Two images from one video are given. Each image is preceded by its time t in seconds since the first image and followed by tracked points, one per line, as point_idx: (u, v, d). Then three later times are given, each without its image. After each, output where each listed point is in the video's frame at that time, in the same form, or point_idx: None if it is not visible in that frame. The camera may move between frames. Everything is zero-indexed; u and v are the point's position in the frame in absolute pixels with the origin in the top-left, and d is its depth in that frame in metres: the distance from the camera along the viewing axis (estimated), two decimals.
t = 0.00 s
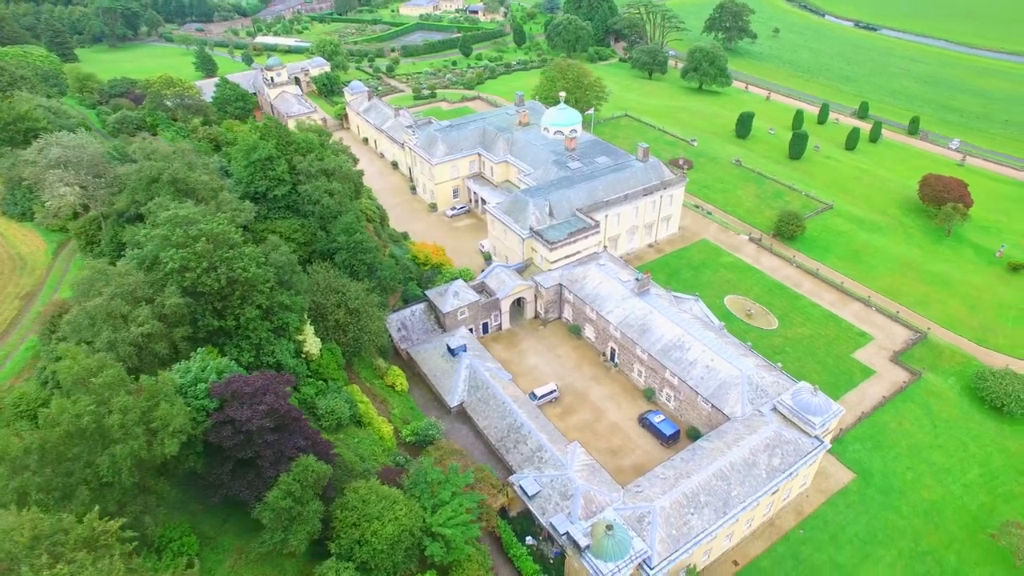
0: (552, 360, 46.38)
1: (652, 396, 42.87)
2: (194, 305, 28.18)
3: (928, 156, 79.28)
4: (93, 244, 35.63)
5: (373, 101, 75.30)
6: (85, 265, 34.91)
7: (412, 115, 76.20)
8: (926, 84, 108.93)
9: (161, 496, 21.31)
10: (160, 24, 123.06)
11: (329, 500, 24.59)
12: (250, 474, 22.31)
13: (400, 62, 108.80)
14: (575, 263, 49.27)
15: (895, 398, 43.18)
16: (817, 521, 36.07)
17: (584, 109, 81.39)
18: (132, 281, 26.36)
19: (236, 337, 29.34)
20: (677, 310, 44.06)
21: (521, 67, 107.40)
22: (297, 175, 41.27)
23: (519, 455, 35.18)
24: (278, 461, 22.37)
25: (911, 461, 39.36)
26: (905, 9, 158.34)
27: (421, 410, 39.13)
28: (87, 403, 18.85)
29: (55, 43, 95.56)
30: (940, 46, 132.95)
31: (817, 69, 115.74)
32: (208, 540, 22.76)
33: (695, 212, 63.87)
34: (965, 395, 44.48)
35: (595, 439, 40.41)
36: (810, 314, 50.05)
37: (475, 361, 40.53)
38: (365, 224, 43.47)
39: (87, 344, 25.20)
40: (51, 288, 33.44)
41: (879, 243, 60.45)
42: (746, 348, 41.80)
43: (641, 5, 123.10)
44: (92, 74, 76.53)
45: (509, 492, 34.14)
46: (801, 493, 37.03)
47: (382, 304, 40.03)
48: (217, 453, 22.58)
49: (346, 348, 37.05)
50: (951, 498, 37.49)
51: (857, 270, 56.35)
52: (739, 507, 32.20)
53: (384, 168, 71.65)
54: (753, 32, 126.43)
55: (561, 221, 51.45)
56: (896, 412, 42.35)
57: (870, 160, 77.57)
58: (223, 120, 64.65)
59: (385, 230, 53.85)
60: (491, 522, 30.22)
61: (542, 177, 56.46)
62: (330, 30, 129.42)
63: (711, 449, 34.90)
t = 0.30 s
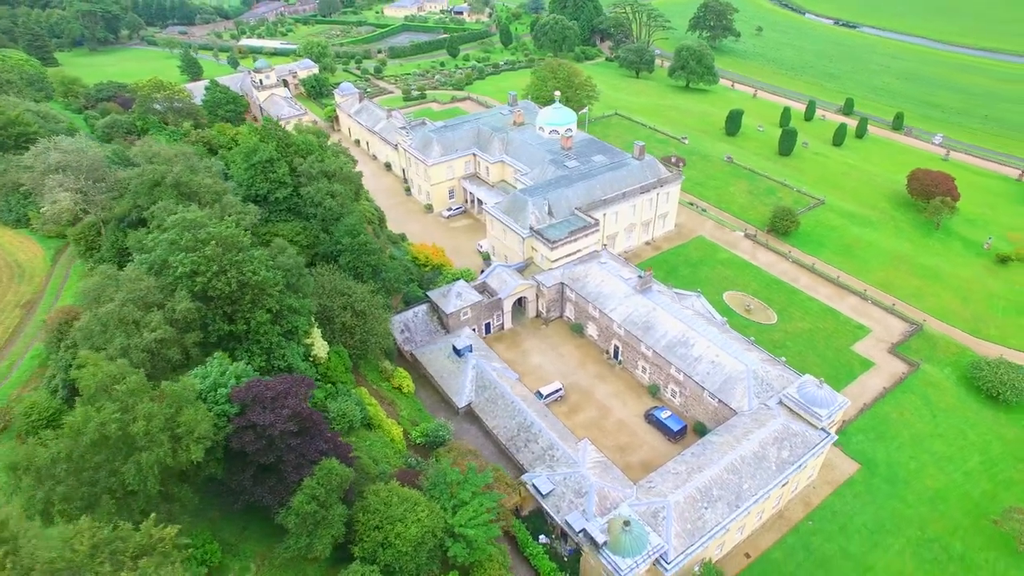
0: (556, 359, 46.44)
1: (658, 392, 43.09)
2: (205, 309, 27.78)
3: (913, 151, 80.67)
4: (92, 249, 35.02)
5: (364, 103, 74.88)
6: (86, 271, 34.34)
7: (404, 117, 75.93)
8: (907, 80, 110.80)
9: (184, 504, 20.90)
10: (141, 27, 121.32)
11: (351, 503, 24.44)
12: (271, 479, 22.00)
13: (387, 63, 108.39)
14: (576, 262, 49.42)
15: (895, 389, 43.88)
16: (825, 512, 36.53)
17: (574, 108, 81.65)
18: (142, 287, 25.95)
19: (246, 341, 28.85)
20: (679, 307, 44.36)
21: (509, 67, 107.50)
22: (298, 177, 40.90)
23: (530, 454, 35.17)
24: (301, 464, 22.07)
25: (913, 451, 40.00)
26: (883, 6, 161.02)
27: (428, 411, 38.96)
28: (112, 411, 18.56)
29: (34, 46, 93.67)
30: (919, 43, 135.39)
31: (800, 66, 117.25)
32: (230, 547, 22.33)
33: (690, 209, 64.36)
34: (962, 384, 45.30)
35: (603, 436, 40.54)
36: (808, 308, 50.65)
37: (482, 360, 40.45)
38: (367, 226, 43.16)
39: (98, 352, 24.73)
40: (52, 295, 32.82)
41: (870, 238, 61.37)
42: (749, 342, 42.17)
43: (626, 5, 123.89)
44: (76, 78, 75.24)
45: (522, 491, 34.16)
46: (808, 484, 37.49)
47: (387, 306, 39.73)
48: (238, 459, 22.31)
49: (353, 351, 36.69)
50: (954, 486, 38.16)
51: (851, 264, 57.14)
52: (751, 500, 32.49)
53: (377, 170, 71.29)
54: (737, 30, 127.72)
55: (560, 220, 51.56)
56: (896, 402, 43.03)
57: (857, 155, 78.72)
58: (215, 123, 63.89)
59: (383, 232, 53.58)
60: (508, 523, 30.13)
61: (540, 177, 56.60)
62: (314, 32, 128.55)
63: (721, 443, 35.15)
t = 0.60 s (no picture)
0: (561, 358, 46.51)
1: (663, 388, 43.35)
2: (217, 314, 27.47)
3: (900, 147, 81.88)
4: (94, 255, 34.54)
5: (357, 105, 74.44)
6: (89, 278, 33.85)
7: (397, 118, 75.64)
8: (891, 77, 112.47)
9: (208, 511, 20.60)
10: (124, 30, 119.56)
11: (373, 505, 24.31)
12: (296, 483, 21.75)
13: (376, 65, 107.92)
14: (577, 261, 49.53)
15: (895, 381, 44.53)
16: (833, 503, 36.97)
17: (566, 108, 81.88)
18: (156, 292, 25.62)
19: (258, 346, 28.50)
20: (683, 304, 44.64)
21: (498, 68, 107.56)
22: (300, 180, 40.64)
23: (542, 453, 35.18)
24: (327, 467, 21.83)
25: (916, 441, 40.61)
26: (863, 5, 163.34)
27: (437, 413, 38.81)
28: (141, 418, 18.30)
29: (15, 51, 91.91)
30: (900, 40, 137.53)
31: (785, 64, 118.59)
32: (254, 553, 21.99)
33: (685, 207, 64.82)
34: (959, 375, 46.06)
35: (611, 433, 40.67)
36: (807, 303, 51.23)
37: (489, 361, 40.39)
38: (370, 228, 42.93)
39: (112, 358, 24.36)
40: (56, 303, 32.29)
41: (863, 232, 62.21)
42: (753, 338, 42.55)
43: (613, 5, 124.53)
44: (62, 82, 74.02)
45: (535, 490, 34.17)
46: (815, 477, 37.92)
47: (394, 308, 39.50)
48: (261, 464, 22.11)
49: (361, 353, 36.42)
50: (956, 475, 38.79)
51: (846, 258, 57.90)
52: (764, 494, 32.77)
53: (371, 172, 70.95)
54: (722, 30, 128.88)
55: (561, 220, 51.64)
56: (897, 394, 43.66)
57: (846, 151, 79.78)
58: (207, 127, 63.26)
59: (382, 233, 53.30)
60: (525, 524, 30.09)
61: (537, 177, 56.71)
62: (300, 35, 127.64)
63: (731, 438, 35.42)
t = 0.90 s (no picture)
0: (564, 357, 46.62)
1: (668, 385, 43.62)
2: (229, 319, 27.19)
3: (887, 143, 83.12)
4: (96, 262, 34.02)
5: (349, 107, 74.06)
6: (91, 285, 33.32)
7: (389, 120, 75.38)
8: (874, 75, 114.20)
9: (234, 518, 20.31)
10: (106, 35, 117.77)
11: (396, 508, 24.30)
12: (320, 488, 21.60)
13: (365, 67, 107.44)
14: (579, 260, 49.70)
15: (894, 373, 45.21)
16: (840, 495, 37.45)
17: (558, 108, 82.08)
18: (169, 297, 25.27)
19: (270, 351, 28.22)
20: (685, 301, 44.95)
21: (487, 69, 107.60)
22: (302, 183, 40.31)
23: (553, 452, 35.25)
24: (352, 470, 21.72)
25: (917, 432, 41.25)
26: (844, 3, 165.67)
27: (445, 414, 38.71)
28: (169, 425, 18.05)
29: None
30: (881, 38, 139.71)
31: (771, 63, 119.94)
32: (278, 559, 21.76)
33: (680, 205, 65.28)
34: (956, 366, 46.86)
35: (618, 431, 40.85)
36: (805, 298, 51.83)
37: (496, 361, 40.37)
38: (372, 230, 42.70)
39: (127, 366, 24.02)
40: (59, 311, 31.75)
41: (856, 227, 63.07)
42: (756, 333, 42.96)
43: (599, 6, 125.14)
44: (47, 87, 72.78)
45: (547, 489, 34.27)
46: (821, 469, 38.37)
47: (399, 310, 39.34)
48: (284, 469, 21.92)
49: (369, 356, 36.24)
50: (958, 464, 39.46)
51: (840, 253, 58.68)
52: (775, 487, 33.11)
53: (365, 174, 70.59)
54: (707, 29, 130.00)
55: (560, 219, 51.76)
56: (897, 385, 44.34)
57: (835, 148, 80.84)
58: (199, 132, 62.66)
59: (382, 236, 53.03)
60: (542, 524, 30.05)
61: (535, 177, 56.81)
62: (286, 37, 126.68)
63: (740, 432, 35.71)
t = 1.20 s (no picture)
0: (566, 356, 46.75)
1: (671, 381, 43.90)
2: (240, 324, 26.86)
3: (872, 138, 84.43)
4: (95, 269, 33.49)
5: (339, 110, 73.68)
6: (92, 293, 32.73)
7: (379, 121, 75.02)
8: (855, 71, 116.00)
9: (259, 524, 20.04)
10: (84, 39, 115.82)
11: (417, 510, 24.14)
12: (343, 491, 21.45)
13: (351, 69, 106.84)
14: (578, 259, 49.87)
15: (891, 365, 45.93)
16: (844, 486, 37.99)
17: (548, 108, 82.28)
18: (180, 303, 24.87)
19: (281, 355, 27.87)
20: (685, 297, 45.27)
21: (474, 70, 107.54)
22: (303, 186, 39.98)
23: (562, 450, 35.35)
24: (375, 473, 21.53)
25: (916, 422, 41.98)
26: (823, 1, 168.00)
27: (452, 415, 38.60)
28: (197, 432, 17.73)
29: None
30: (860, 35, 141.97)
31: (754, 61, 121.32)
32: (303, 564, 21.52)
33: (674, 202, 65.77)
34: (950, 356, 47.73)
35: (623, 428, 41.05)
36: (800, 292, 52.49)
37: (501, 361, 40.35)
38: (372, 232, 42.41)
39: (141, 373, 23.62)
40: (61, 320, 31.12)
41: (846, 222, 63.98)
42: (757, 328, 43.40)
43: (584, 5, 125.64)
44: (29, 93, 71.47)
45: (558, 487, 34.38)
46: (825, 461, 38.87)
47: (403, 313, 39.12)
48: (307, 473, 21.77)
49: (375, 359, 36.04)
50: (956, 452, 40.22)
51: (832, 248, 59.53)
52: (784, 479, 33.50)
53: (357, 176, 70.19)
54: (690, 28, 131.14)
55: (558, 219, 51.84)
56: (894, 376, 45.09)
57: (821, 144, 81.97)
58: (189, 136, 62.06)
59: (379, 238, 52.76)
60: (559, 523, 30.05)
61: (531, 177, 56.90)
62: (270, 40, 125.58)
63: (747, 426, 36.06)
